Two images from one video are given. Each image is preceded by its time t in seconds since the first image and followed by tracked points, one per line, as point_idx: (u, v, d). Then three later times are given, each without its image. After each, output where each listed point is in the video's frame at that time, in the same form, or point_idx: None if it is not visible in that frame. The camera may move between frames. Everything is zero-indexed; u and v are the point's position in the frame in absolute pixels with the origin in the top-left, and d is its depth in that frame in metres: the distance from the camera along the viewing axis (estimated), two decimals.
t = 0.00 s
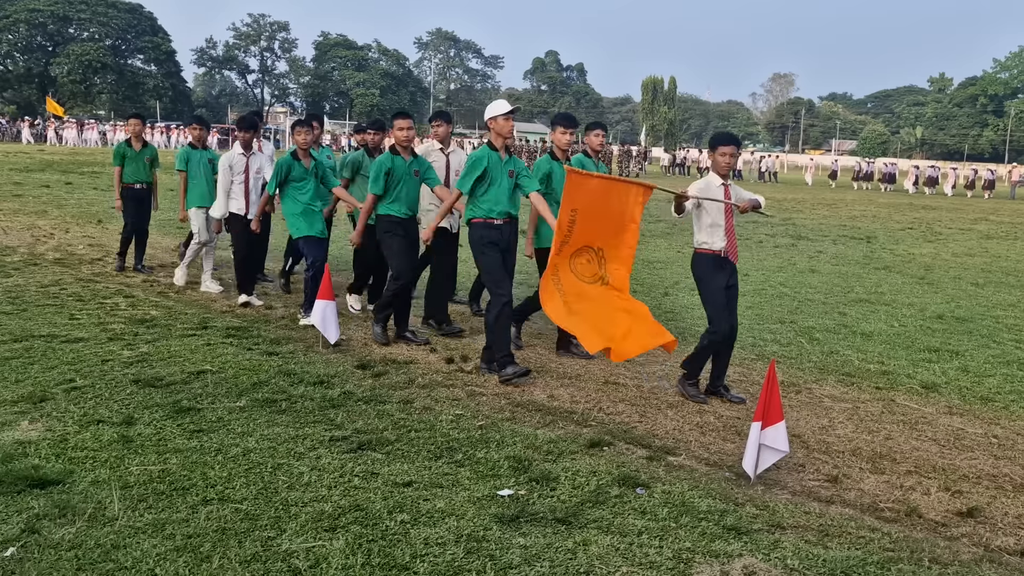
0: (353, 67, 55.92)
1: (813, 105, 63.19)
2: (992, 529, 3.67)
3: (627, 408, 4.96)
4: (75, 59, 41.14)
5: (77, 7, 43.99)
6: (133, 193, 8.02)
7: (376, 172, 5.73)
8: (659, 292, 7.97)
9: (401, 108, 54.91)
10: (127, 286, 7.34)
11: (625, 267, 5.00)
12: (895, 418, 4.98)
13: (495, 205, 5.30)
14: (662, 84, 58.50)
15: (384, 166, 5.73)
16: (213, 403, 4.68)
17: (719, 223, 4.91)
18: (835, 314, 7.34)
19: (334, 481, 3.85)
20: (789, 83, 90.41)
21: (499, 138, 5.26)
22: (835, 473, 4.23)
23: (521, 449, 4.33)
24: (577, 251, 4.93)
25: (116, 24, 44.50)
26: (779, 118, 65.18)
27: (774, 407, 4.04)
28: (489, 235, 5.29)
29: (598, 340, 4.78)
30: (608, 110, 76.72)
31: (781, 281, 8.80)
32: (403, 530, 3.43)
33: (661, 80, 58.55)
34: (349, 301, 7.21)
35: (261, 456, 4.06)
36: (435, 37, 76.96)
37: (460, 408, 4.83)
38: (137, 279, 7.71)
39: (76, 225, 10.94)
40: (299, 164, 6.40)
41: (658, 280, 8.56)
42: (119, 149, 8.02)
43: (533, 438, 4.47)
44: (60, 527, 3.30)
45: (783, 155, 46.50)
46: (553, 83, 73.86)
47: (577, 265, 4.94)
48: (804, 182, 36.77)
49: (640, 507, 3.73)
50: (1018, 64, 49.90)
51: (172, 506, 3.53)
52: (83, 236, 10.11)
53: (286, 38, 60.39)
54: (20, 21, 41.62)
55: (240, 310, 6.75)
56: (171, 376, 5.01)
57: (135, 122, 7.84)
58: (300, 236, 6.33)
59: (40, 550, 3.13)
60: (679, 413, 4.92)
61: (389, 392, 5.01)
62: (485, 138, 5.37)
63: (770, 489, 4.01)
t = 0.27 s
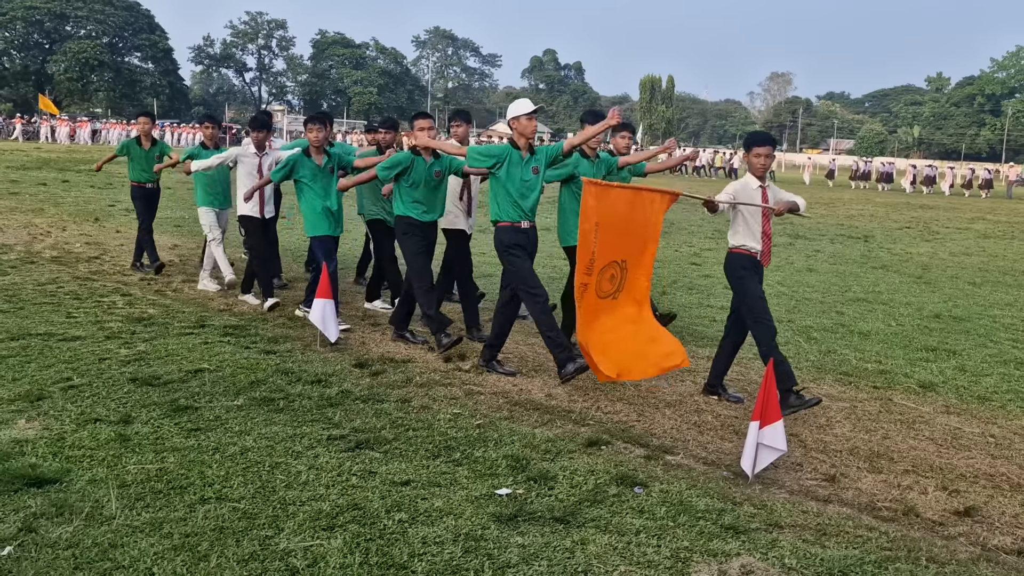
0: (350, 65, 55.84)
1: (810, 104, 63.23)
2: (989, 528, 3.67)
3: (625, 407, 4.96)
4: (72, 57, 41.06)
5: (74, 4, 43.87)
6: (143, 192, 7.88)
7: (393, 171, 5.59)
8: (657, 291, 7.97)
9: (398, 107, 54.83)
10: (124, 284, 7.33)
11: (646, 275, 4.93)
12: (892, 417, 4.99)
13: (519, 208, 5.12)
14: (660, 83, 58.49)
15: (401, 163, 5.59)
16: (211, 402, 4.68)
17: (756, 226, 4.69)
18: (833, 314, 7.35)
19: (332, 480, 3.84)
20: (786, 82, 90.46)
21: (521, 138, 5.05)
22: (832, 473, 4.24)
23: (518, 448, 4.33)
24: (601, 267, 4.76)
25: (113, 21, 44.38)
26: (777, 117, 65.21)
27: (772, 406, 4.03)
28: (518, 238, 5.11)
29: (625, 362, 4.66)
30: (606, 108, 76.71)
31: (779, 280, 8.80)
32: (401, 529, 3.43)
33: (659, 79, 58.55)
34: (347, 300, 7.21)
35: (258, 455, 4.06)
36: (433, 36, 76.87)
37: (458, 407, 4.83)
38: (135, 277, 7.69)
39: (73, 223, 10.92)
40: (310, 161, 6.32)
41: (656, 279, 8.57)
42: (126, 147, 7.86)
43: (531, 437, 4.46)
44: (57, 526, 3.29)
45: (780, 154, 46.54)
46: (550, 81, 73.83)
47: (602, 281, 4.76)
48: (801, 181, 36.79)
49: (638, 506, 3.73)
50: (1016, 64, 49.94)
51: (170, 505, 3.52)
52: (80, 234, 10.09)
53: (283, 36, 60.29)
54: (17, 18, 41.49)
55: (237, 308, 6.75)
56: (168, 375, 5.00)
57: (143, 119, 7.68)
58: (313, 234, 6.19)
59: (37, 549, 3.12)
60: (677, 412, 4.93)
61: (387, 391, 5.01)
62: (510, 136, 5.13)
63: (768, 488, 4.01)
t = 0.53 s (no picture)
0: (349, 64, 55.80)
1: (809, 104, 63.25)
2: (988, 528, 3.67)
3: (624, 407, 4.96)
4: (71, 55, 41.01)
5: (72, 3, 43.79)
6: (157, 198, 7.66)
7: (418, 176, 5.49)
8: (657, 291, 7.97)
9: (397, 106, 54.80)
10: (123, 283, 7.32)
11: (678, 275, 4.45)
12: (890, 417, 5.00)
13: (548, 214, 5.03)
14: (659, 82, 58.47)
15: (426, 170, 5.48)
16: (210, 401, 4.67)
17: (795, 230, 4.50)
18: (832, 313, 7.35)
19: (331, 479, 3.84)
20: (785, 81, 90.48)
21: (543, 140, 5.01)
22: (831, 472, 4.24)
23: (517, 447, 4.33)
24: (623, 278, 4.35)
25: (111, 20, 44.29)
26: (776, 117, 65.20)
27: (771, 405, 4.03)
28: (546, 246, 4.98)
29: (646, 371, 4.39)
30: (605, 108, 76.71)
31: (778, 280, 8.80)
32: (400, 528, 3.43)
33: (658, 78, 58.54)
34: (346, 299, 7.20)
35: (257, 454, 4.06)
36: (432, 35, 76.84)
37: (457, 407, 4.83)
38: (133, 277, 7.68)
39: (71, 222, 10.91)
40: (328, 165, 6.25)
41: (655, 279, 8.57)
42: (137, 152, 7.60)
43: (530, 437, 4.46)
44: (55, 525, 3.29)
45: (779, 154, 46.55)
46: (549, 81, 73.81)
47: (623, 293, 4.36)
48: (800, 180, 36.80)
49: (637, 506, 3.73)
50: (1015, 64, 49.94)
51: (169, 504, 3.52)
52: (79, 233, 10.08)
53: (282, 35, 60.25)
54: (15, 17, 41.42)
55: (237, 307, 6.74)
56: (167, 374, 5.00)
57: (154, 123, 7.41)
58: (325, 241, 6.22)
59: (35, 548, 3.12)
60: (676, 411, 4.93)
61: (386, 390, 5.01)
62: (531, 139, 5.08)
63: (767, 488, 4.01)
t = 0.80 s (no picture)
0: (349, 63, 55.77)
1: (808, 104, 63.26)
2: (988, 529, 3.67)
3: (624, 407, 4.96)
4: (70, 54, 40.97)
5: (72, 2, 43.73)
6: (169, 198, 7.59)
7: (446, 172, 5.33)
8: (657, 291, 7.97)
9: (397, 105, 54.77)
10: (122, 283, 7.32)
11: (725, 264, 4.29)
12: (890, 417, 5.00)
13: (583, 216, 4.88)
14: (658, 82, 58.43)
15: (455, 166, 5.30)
16: (209, 400, 4.67)
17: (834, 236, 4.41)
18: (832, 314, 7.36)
19: (331, 479, 3.84)
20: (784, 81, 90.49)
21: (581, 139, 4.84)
22: (831, 473, 4.24)
23: (517, 447, 4.33)
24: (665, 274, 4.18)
25: (111, 19, 44.22)
26: (776, 117, 65.18)
27: (770, 405, 4.03)
28: (570, 251, 4.91)
29: (683, 361, 4.36)
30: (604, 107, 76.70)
31: (777, 280, 8.81)
32: (400, 528, 3.43)
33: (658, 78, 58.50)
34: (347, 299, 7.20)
35: (257, 454, 4.06)
36: (431, 34, 76.80)
37: (457, 407, 4.83)
38: (133, 276, 7.68)
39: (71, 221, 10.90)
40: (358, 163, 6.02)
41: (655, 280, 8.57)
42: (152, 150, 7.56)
43: (530, 437, 4.47)
44: (55, 525, 3.29)
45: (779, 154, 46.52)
46: (549, 80, 73.80)
47: (665, 290, 4.21)
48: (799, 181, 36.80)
49: (637, 506, 3.73)
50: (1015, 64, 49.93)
51: (168, 504, 3.52)
52: (79, 232, 10.08)
53: (282, 34, 60.21)
54: (15, 16, 41.35)
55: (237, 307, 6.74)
56: (166, 374, 5.00)
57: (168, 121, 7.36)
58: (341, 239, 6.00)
59: (35, 548, 3.11)
60: (676, 411, 4.93)
61: (386, 390, 5.01)
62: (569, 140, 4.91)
63: (766, 488, 4.01)
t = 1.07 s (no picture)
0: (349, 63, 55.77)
1: (808, 105, 63.29)
2: (988, 530, 3.68)
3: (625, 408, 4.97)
4: (70, 54, 40.95)
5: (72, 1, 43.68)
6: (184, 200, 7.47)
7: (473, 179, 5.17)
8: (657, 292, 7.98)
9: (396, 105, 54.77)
10: (122, 282, 7.31)
11: (772, 271, 4.07)
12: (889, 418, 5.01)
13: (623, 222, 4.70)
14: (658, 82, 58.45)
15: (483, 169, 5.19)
16: (209, 400, 4.67)
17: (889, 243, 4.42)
18: (832, 314, 7.37)
19: (331, 479, 3.84)
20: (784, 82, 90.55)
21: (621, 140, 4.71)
22: (831, 473, 4.24)
23: (517, 447, 4.33)
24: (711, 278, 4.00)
25: (112, 18, 44.21)
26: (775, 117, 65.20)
27: (771, 407, 4.04)
28: (609, 257, 4.71)
29: (726, 368, 4.18)
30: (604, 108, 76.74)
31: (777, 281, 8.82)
32: (400, 528, 3.43)
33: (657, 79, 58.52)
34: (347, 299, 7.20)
35: (258, 453, 4.06)
36: (431, 35, 76.84)
37: (457, 407, 4.83)
38: (132, 275, 7.68)
39: (70, 220, 10.90)
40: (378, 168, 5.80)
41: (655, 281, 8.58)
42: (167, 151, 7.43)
43: (530, 437, 4.46)
44: (55, 524, 3.29)
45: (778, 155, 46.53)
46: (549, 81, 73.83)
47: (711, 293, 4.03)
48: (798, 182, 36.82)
49: (637, 506, 3.73)
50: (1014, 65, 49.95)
51: (169, 504, 3.52)
52: (79, 231, 10.08)
53: (282, 34, 60.22)
54: (14, 15, 41.32)
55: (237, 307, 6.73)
56: (166, 373, 5.00)
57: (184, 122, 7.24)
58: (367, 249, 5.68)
59: (35, 548, 3.11)
60: (676, 412, 4.93)
61: (386, 390, 5.01)
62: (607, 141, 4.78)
63: (767, 489, 4.01)
